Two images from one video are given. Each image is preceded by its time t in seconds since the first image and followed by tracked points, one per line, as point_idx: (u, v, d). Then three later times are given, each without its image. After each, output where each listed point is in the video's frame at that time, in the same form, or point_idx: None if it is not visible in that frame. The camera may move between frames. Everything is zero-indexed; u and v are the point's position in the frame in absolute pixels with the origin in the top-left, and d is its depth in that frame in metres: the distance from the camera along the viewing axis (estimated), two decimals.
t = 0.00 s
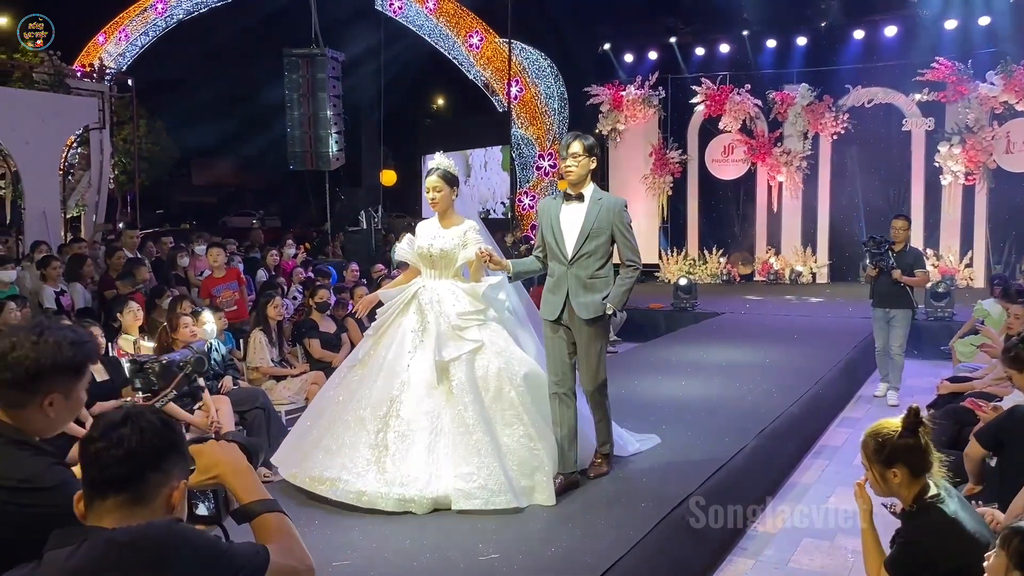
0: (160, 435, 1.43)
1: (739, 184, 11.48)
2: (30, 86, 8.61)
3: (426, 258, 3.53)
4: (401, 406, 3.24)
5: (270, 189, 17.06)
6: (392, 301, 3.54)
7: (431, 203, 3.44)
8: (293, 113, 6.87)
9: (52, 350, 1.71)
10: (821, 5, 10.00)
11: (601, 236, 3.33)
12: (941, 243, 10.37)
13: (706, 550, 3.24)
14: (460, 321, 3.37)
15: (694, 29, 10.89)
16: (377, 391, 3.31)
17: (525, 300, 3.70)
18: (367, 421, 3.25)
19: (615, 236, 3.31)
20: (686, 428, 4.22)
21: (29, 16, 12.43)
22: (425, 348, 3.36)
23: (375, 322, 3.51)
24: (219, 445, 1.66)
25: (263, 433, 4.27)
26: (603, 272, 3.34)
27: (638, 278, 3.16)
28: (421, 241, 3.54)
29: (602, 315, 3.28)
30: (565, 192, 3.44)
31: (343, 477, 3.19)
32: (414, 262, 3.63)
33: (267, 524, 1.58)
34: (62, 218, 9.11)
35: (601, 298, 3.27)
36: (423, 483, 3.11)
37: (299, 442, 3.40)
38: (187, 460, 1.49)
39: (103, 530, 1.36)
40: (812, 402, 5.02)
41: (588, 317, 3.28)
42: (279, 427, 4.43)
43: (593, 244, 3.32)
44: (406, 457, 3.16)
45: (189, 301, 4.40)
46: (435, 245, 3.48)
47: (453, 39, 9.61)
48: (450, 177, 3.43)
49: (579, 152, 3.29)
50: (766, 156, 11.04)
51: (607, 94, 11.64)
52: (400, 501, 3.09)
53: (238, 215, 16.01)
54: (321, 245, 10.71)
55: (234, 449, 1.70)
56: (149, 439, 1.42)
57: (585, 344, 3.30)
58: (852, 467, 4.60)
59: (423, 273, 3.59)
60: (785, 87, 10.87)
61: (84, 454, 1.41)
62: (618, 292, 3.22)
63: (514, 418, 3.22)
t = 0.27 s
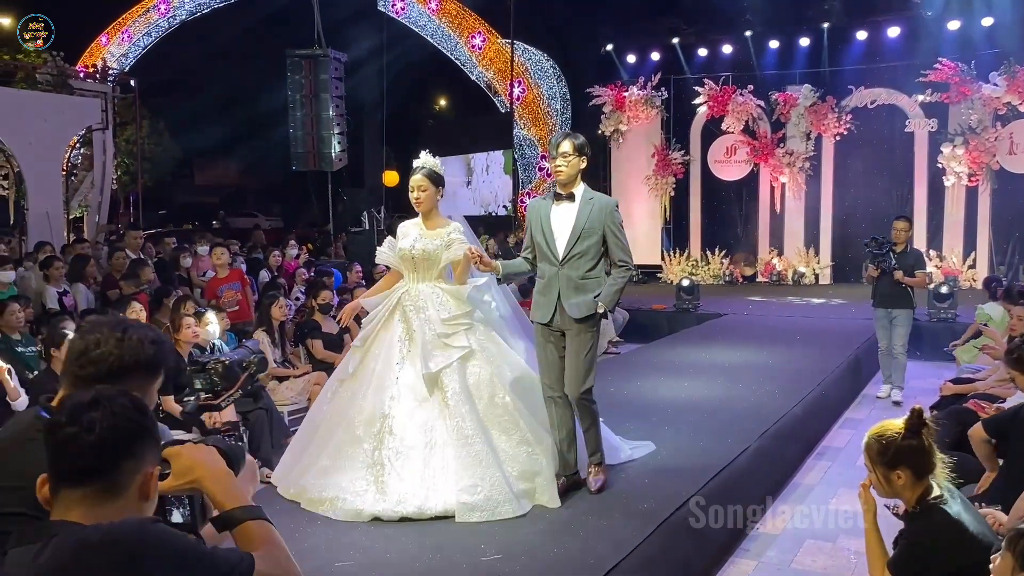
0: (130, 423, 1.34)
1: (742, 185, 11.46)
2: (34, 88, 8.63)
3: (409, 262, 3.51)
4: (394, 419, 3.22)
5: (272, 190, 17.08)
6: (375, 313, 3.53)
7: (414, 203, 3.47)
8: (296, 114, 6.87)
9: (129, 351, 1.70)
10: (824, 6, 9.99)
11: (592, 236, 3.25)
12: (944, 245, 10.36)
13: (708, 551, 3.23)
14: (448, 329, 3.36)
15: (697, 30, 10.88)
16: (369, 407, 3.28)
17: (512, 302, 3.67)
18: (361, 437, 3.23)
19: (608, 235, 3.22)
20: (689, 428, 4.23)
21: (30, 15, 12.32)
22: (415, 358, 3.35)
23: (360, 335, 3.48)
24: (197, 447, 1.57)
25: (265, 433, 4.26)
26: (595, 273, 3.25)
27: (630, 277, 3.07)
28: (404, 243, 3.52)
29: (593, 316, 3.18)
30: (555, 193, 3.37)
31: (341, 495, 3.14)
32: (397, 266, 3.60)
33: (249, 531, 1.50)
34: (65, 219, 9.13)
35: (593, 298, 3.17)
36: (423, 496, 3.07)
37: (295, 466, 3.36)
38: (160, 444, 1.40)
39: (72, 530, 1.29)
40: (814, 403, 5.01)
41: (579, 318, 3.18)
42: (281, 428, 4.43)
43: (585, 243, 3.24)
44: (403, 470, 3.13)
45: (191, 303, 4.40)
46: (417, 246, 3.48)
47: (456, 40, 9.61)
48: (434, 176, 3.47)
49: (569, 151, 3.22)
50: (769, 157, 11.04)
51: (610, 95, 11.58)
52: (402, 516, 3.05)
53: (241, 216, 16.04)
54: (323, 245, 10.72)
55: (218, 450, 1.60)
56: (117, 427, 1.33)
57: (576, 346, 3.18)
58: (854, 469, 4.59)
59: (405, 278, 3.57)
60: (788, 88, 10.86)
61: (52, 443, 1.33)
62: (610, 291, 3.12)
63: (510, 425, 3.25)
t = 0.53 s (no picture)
0: (85, 380, 1.19)
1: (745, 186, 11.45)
2: (37, 88, 8.67)
3: (397, 261, 3.47)
4: (377, 422, 3.12)
5: (276, 191, 17.12)
6: (360, 313, 3.45)
7: (401, 200, 3.45)
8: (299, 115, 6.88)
9: (213, 345, 1.47)
10: (827, 6, 9.98)
11: (588, 239, 3.24)
12: (948, 246, 10.34)
13: (711, 553, 3.21)
14: (436, 331, 3.30)
15: (700, 30, 10.87)
16: (352, 409, 3.19)
17: (503, 306, 3.65)
18: (342, 440, 3.12)
19: (604, 238, 3.23)
20: (692, 429, 4.23)
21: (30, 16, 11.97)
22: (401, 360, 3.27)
23: (346, 336, 3.42)
24: (176, 452, 1.34)
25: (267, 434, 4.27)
26: (591, 276, 3.23)
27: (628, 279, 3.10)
28: (392, 242, 3.48)
29: (590, 319, 3.17)
30: (549, 194, 3.34)
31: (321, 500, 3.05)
32: (384, 267, 3.56)
33: (236, 544, 1.32)
34: (69, 219, 9.16)
35: (591, 301, 3.16)
36: (406, 503, 2.98)
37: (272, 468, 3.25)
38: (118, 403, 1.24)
39: (30, 505, 1.12)
40: (818, 404, 5.00)
41: (575, 320, 3.15)
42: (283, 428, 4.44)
43: (581, 246, 3.23)
44: (385, 474, 3.03)
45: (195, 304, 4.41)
46: (407, 245, 3.45)
47: (459, 40, 9.61)
48: (420, 174, 3.45)
49: (566, 150, 3.19)
50: (772, 158, 11.04)
51: (612, 96, 11.57)
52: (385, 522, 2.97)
53: (244, 216, 16.07)
54: (326, 246, 10.72)
55: (199, 455, 1.40)
56: (73, 388, 1.17)
57: (572, 349, 3.16)
58: (858, 470, 4.58)
59: (393, 279, 3.52)
60: (791, 88, 10.85)
61: None
62: (607, 294, 3.13)
63: (497, 429, 3.17)
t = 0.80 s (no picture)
0: (55, 370, 1.18)
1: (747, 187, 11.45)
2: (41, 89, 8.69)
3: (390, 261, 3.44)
4: (364, 421, 3.08)
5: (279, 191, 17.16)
6: (352, 310, 3.39)
7: (391, 201, 3.44)
8: (302, 115, 6.89)
9: (300, 343, 1.54)
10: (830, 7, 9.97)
11: (584, 245, 3.20)
12: (950, 246, 10.33)
13: (712, 553, 3.21)
14: (428, 332, 3.28)
15: (703, 31, 10.87)
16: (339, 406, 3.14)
17: (500, 309, 3.67)
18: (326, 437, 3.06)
19: (601, 244, 3.18)
20: (694, 429, 4.24)
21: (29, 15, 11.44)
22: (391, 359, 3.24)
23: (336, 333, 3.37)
24: (142, 430, 1.36)
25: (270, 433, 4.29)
26: (584, 283, 3.20)
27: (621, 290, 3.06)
28: (383, 242, 3.45)
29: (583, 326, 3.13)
30: (547, 197, 3.32)
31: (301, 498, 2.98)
32: (376, 266, 3.53)
33: (209, 519, 1.28)
34: (73, 219, 9.19)
35: (584, 311, 3.12)
36: (391, 505, 2.95)
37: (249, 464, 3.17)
38: (88, 393, 1.23)
39: (2, 495, 1.10)
40: (820, 405, 5.00)
41: (567, 328, 3.12)
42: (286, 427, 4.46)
43: (576, 252, 3.19)
44: (370, 474, 2.98)
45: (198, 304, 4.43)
46: (399, 245, 3.41)
47: (461, 41, 9.61)
48: (411, 172, 3.42)
49: (563, 153, 3.13)
50: (775, 159, 11.04)
51: (615, 97, 11.58)
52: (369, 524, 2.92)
53: (248, 217, 16.12)
54: (329, 246, 10.75)
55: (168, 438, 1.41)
56: (40, 380, 1.15)
57: (563, 358, 3.12)
58: (860, 471, 4.58)
59: (385, 279, 3.50)
60: (793, 89, 10.84)
61: None
62: (600, 302, 3.08)
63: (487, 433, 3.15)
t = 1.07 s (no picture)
0: (28, 379, 1.21)
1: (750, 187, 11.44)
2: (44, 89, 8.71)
3: (375, 263, 3.39)
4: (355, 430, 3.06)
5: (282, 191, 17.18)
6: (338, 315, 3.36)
7: (382, 201, 3.39)
8: (305, 114, 6.89)
9: (385, 342, 1.53)
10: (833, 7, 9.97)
11: (581, 245, 3.12)
12: (953, 247, 10.33)
13: (716, 553, 3.22)
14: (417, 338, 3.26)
15: (706, 31, 10.87)
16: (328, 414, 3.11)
17: (481, 306, 3.66)
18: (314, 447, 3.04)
19: (598, 245, 3.10)
20: (697, 429, 4.25)
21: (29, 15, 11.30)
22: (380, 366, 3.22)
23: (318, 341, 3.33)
24: (122, 407, 1.37)
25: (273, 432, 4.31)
26: (580, 284, 3.14)
27: (619, 292, 3.01)
28: (372, 246, 3.40)
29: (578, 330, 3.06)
30: (546, 196, 3.25)
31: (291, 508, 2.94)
32: (361, 267, 3.47)
33: (182, 493, 1.28)
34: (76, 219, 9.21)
35: (580, 314, 3.05)
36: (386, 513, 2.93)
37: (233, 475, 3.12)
38: (67, 398, 1.26)
39: None
40: (822, 405, 5.00)
41: (563, 331, 3.05)
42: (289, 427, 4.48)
43: (573, 253, 3.12)
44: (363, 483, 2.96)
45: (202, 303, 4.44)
46: (387, 248, 3.36)
47: (464, 42, 9.62)
48: (402, 174, 3.38)
49: (562, 151, 3.08)
50: (777, 159, 11.02)
51: (618, 97, 11.59)
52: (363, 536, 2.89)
53: (250, 217, 16.15)
54: (332, 246, 10.77)
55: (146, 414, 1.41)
56: (22, 389, 1.20)
57: (560, 364, 3.08)
58: (862, 471, 4.59)
59: (369, 282, 3.45)
60: (796, 89, 10.83)
61: None
62: (597, 307, 3.02)
63: (481, 439, 3.15)
